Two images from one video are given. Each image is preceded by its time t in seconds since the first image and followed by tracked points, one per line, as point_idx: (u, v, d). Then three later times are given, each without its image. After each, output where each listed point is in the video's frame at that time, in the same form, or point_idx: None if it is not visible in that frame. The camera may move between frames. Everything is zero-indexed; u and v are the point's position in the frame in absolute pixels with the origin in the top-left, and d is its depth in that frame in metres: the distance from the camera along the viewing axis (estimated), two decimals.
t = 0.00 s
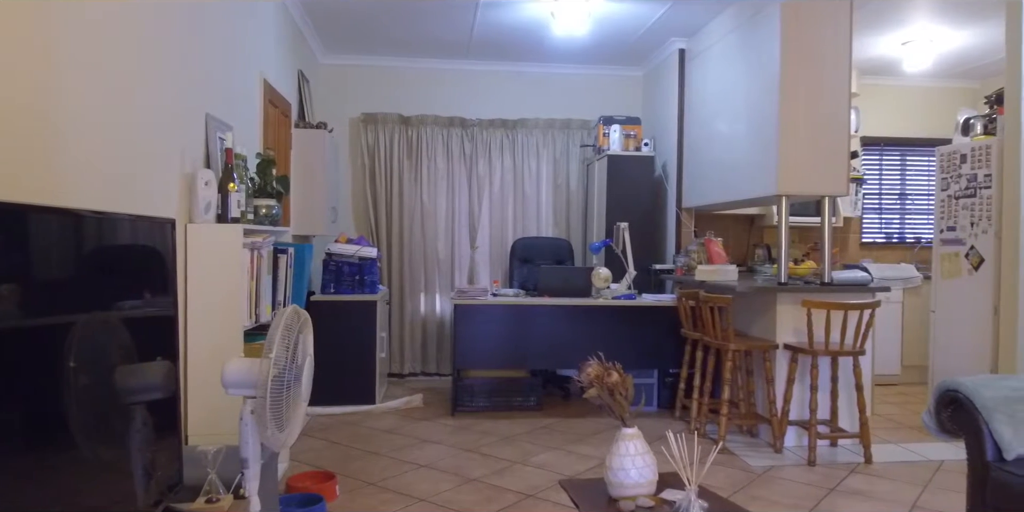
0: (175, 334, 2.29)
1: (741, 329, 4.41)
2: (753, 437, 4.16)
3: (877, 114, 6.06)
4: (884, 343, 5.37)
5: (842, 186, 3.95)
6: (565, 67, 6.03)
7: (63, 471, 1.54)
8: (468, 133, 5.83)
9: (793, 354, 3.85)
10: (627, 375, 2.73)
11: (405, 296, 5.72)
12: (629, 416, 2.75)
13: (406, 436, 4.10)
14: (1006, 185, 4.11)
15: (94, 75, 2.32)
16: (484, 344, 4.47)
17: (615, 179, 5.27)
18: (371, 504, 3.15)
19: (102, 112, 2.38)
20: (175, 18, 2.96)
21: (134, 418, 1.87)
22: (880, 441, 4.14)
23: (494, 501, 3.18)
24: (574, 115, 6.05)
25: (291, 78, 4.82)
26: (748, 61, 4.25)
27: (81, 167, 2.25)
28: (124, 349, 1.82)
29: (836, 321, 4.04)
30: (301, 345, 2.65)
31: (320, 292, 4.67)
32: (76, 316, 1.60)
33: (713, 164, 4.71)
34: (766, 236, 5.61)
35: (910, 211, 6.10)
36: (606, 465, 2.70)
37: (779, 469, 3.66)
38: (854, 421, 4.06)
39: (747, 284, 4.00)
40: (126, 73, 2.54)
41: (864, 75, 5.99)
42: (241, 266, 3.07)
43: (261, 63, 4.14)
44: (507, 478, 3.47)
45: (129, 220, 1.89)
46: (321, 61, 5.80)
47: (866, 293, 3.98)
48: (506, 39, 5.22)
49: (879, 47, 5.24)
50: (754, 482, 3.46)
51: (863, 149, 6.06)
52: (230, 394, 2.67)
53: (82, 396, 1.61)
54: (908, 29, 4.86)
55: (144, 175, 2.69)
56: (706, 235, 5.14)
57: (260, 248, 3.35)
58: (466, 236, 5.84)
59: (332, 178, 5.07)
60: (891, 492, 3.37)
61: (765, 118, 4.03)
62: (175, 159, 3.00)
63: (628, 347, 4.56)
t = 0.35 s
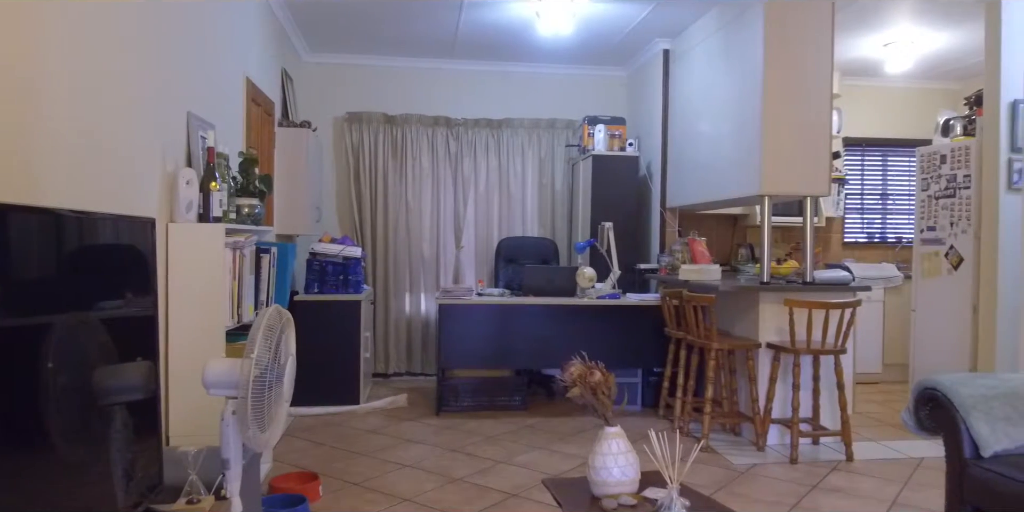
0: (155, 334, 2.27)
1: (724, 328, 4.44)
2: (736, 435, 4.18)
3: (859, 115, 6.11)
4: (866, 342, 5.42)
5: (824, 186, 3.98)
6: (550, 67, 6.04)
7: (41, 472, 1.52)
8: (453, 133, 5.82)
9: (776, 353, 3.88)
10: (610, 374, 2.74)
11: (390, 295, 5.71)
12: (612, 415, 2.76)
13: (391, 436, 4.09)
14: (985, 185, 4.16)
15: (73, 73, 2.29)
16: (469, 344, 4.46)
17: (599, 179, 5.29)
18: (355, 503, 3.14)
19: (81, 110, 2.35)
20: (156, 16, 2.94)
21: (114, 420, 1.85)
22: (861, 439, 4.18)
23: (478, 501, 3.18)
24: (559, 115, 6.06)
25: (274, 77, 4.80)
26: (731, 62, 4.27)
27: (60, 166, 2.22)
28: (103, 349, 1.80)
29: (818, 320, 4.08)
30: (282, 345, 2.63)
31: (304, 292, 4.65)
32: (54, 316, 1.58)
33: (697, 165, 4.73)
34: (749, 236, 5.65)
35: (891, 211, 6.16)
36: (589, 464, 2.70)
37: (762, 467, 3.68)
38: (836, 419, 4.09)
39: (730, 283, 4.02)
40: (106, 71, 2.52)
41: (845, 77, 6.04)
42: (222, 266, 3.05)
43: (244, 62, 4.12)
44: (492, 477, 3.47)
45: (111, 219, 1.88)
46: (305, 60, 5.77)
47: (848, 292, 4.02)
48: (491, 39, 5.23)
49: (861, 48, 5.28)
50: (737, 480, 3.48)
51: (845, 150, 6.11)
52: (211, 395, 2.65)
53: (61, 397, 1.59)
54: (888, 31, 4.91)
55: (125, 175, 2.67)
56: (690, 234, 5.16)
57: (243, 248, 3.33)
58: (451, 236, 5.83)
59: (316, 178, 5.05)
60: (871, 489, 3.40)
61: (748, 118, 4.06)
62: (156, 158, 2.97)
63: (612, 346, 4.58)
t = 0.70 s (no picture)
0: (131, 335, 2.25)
1: (704, 327, 4.48)
2: (716, 434, 4.22)
3: (837, 116, 6.18)
4: (844, 341, 5.48)
5: (802, 187, 4.02)
6: (532, 67, 6.05)
7: (14, 474, 1.50)
8: (435, 132, 5.81)
9: (755, 353, 3.92)
10: (589, 374, 2.75)
11: (372, 296, 5.69)
12: (591, 414, 2.77)
13: (371, 436, 4.08)
14: (959, 186, 4.22)
15: (49, 71, 2.27)
16: (451, 344, 4.46)
17: (581, 179, 5.30)
18: (335, 504, 3.13)
19: (57, 109, 2.33)
20: (135, 15, 2.92)
21: (89, 423, 1.83)
22: (838, 437, 4.23)
23: (459, 501, 3.18)
24: (541, 116, 6.08)
25: (254, 76, 4.77)
26: (712, 64, 4.30)
27: (35, 166, 2.19)
28: (79, 351, 1.79)
29: (796, 320, 4.12)
30: (261, 346, 2.62)
31: (285, 292, 4.62)
32: (28, 317, 1.57)
33: (677, 165, 4.76)
34: (729, 236, 5.70)
35: (868, 212, 6.24)
36: (569, 463, 2.71)
37: (741, 465, 3.72)
38: (814, 417, 4.14)
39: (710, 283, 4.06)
40: (83, 70, 2.50)
41: (824, 78, 6.11)
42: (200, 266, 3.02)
43: (223, 60, 4.09)
44: (472, 477, 3.48)
45: (87, 220, 1.87)
46: (286, 59, 5.74)
47: (826, 292, 4.07)
48: (474, 39, 5.23)
49: (840, 50, 5.34)
50: (716, 478, 3.52)
51: (823, 151, 6.17)
52: (189, 397, 2.63)
53: (35, 399, 1.57)
54: (866, 34, 4.97)
55: (101, 175, 2.65)
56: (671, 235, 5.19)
57: (221, 248, 3.31)
58: (433, 235, 5.82)
59: (296, 177, 5.03)
60: (848, 486, 3.45)
61: (727, 119, 4.09)
62: (133, 157, 2.95)
63: (593, 346, 4.60)
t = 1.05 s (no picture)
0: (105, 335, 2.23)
1: (682, 327, 4.51)
2: (694, 432, 4.26)
3: (813, 118, 6.25)
4: (820, 340, 5.55)
5: (778, 188, 4.07)
6: (512, 68, 6.06)
7: None
8: (415, 132, 5.80)
9: (732, 351, 3.96)
10: (566, 373, 2.76)
11: (351, 296, 5.67)
12: (569, 413, 2.78)
13: (350, 437, 4.07)
14: (933, 186, 4.29)
15: (21, 68, 2.24)
16: (431, 344, 4.45)
17: (561, 179, 5.32)
18: (313, 505, 3.11)
19: (29, 107, 2.30)
20: (109, 13, 2.89)
21: (62, 424, 1.81)
22: (814, 434, 4.29)
23: (438, 501, 3.18)
24: (521, 116, 6.09)
25: (231, 75, 4.73)
26: (690, 66, 4.34)
27: (7, 164, 2.17)
28: (53, 351, 1.77)
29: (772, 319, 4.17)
30: (237, 347, 2.60)
31: (262, 292, 4.60)
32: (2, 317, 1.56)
33: (656, 166, 4.79)
34: (708, 236, 5.75)
35: (844, 212, 6.32)
36: (547, 462, 2.72)
37: (718, 463, 3.75)
38: (790, 415, 4.19)
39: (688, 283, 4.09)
40: (57, 68, 2.47)
41: (801, 80, 6.18)
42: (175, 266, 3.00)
43: (200, 58, 4.05)
44: (451, 477, 3.48)
45: (60, 220, 1.86)
46: (264, 57, 5.70)
47: (801, 292, 4.12)
48: (455, 39, 5.23)
49: (816, 53, 5.40)
50: (694, 476, 3.55)
51: (800, 152, 6.24)
52: (163, 398, 2.60)
53: (8, 399, 1.56)
54: (841, 37, 5.03)
55: (75, 173, 2.62)
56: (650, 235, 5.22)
57: (197, 248, 3.28)
58: (413, 235, 5.82)
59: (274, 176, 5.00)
60: (822, 483, 3.49)
61: (705, 120, 4.13)
62: (107, 156, 2.92)
63: (573, 345, 4.62)
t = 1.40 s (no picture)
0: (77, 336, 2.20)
1: (660, 326, 4.54)
2: (671, 430, 4.29)
3: (790, 118, 6.32)
4: (796, 338, 5.61)
5: (755, 188, 4.11)
6: (492, 67, 6.07)
7: None
8: (394, 131, 5.79)
9: (709, 350, 3.99)
10: (543, 372, 2.76)
11: (330, 296, 5.64)
12: (546, 412, 2.79)
13: (328, 437, 4.05)
14: (906, 187, 4.35)
15: None
16: (410, 343, 4.44)
17: (540, 179, 5.34)
18: (290, 507, 3.09)
19: None
20: (82, 10, 2.85)
21: (34, 425, 1.79)
22: (790, 432, 4.34)
23: (416, 501, 3.17)
24: (500, 116, 6.09)
25: (208, 72, 4.69)
26: (668, 67, 4.36)
27: None
28: (25, 351, 1.75)
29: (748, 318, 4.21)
30: (212, 347, 2.58)
31: (239, 292, 4.56)
32: None
33: (635, 166, 4.82)
34: (686, 236, 5.79)
35: (820, 212, 6.40)
36: (524, 461, 2.73)
37: (695, 461, 3.78)
38: (766, 412, 4.23)
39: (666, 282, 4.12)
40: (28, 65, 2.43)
41: (778, 81, 6.24)
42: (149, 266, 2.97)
43: (176, 56, 4.01)
44: (429, 477, 3.47)
45: (33, 220, 1.84)
46: (242, 55, 5.65)
47: (777, 291, 4.16)
48: (435, 38, 5.22)
49: (792, 54, 5.46)
50: (671, 474, 3.57)
51: (777, 153, 6.31)
52: (137, 398, 2.57)
53: None
54: (817, 39, 5.09)
55: (47, 173, 2.58)
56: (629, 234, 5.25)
57: (172, 247, 3.24)
58: (392, 235, 5.80)
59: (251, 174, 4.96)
60: (797, 480, 3.53)
61: (683, 120, 4.16)
62: (80, 154, 2.88)
63: (552, 344, 4.64)
